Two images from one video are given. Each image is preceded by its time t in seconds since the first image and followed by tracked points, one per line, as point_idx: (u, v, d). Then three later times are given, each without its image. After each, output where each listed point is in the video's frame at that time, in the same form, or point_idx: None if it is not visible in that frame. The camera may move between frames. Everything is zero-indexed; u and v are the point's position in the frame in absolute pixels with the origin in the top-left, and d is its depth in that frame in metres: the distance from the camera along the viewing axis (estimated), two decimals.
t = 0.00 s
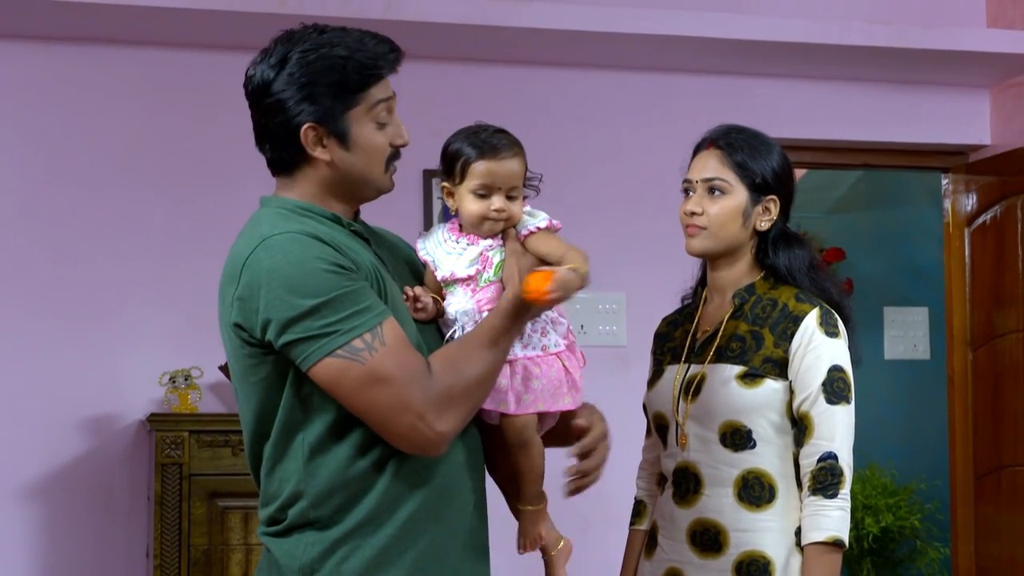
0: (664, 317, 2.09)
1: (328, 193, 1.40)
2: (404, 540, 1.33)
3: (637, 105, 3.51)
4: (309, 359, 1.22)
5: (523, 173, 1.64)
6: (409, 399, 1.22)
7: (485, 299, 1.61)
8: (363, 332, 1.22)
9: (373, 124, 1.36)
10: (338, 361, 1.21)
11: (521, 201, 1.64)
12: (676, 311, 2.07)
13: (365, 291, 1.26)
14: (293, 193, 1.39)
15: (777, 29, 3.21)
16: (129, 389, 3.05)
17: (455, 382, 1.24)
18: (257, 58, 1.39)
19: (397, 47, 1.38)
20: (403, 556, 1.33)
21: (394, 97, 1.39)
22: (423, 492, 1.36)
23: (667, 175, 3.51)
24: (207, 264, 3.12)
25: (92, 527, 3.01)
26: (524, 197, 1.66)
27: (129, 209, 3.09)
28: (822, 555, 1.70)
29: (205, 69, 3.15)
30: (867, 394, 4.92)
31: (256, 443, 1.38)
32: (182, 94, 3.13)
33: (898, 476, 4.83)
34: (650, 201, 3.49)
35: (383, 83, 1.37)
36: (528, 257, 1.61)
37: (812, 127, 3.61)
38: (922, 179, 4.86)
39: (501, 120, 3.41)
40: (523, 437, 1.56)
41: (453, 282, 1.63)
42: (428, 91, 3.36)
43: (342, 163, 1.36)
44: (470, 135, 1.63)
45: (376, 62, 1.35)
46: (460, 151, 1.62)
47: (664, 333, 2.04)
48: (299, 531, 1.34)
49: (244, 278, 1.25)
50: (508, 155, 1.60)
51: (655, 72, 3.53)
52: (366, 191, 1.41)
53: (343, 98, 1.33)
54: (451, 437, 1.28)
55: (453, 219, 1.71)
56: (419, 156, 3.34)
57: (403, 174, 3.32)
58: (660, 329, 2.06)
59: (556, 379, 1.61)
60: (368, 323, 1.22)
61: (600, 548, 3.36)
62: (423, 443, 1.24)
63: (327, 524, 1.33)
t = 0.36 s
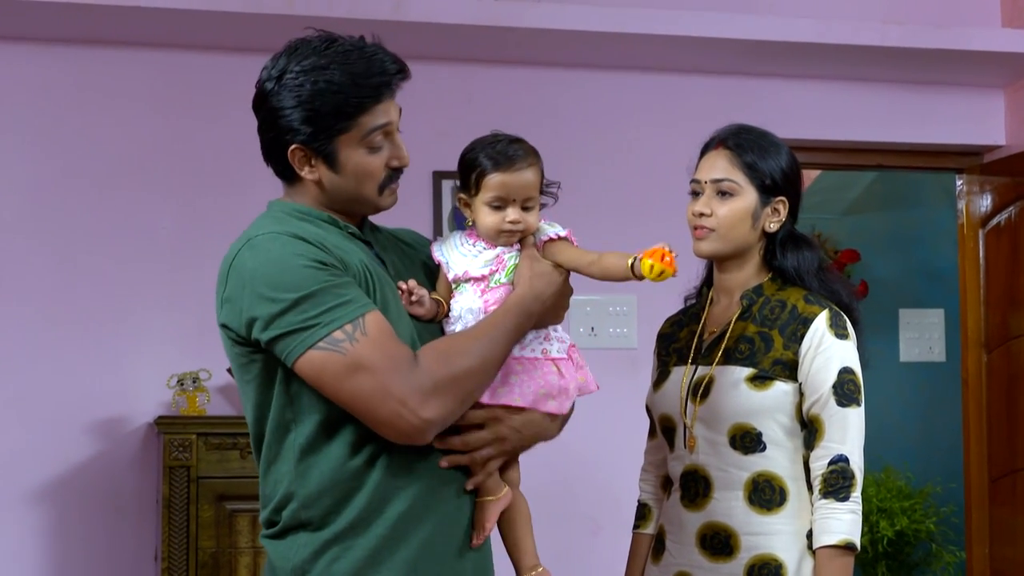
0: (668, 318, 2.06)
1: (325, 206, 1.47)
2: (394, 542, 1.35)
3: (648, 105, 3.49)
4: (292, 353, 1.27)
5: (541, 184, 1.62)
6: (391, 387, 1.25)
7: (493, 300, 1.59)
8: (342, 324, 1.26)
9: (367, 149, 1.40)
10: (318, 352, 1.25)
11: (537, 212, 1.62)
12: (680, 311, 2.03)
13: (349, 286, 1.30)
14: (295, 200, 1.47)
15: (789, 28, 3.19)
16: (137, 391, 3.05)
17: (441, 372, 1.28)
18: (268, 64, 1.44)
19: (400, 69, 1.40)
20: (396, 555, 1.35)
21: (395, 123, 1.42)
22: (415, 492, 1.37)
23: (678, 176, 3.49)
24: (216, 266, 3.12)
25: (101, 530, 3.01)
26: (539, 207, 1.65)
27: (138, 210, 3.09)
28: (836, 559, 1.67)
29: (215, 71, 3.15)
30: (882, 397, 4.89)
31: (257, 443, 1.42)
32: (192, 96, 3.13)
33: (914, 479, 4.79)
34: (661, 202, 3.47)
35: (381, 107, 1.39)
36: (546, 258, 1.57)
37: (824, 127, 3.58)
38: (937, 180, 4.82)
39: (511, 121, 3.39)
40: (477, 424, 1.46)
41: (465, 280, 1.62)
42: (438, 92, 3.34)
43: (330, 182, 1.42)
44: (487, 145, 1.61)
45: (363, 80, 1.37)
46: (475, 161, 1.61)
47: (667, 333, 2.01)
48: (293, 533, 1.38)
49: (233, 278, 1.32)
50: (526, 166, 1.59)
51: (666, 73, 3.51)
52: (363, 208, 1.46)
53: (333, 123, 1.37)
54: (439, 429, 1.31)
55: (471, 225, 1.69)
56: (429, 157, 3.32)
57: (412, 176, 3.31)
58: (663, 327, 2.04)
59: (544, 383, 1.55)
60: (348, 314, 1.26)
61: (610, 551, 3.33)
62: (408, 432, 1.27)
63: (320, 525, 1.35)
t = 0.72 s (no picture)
0: (659, 316, 2.06)
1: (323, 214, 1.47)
2: (382, 538, 1.35)
3: (651, 105, 3.48)
4: (266, 347, 1.28)
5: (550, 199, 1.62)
6: (352, 376, 1.25)
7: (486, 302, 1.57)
8: (310, 316, 1.26)
9: (359, 161, 1.39)
10: (286, 344, 1.26)
11: (542, 226, 1.62)
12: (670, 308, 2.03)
13: (326, 282, 1.31)
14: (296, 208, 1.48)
15: (793, 28, 3.17)
16: (140, 392, 3.05)
17: (410, 364, 1.27)
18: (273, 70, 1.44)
19: (392, 83, 1.40)
20: (384, 552, 1.35)
21: (389, 137, 1.41)
22: (398, 489, 1.36)
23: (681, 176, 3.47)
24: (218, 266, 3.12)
25: (104, 530, 3.01)
26: (546, 219, 1.64)
27: (140, 211, 3.09)
28: (832, 559, 1.67)
29: (217, 71, 3.15)
30: (889, 397, 4.87)
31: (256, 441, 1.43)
32: (194, 97, 3.13)
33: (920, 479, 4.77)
34: (664, 202, 3.46)
35: (373, 120, 1.39)
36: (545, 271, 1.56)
37: (828, 127, 3.57)
38: (943, 180, 4.80)
39: (514, 121, 3.38)
40: (440, 413, 1.41)
41: (463, 282, 1.61)
42: (441, 92, 3.34)
43: (324, 193, 1.42)
44: (498, 155, 1.60)
45: (350, 94, 1.37)
46: (483, 170, 1.60)
47: (658, 331, 2.00)
48: (285, 531, 1.38)
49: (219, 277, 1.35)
50: (535, 180, 1.58)
51: (670, 72, 3.50)
52: (359, 218, 1.46)
53: (322, 138, 1.37)
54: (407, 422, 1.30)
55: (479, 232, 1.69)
56: (431, 157, 3.32)
57: (415, 176, 3.30)
58: (653, 325, 2.03)
59: (514, 384, 1.48)
60: (319, 307, 1.27)
61: (612, 552, 3.32)
62: (370, 423, 1.26)
63: (308, 522, 1.36)
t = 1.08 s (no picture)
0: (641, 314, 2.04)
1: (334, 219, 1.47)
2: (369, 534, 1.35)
3: (652, 104, 3.47)
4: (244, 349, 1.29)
5: (556, 216, 1.58)
6: (305, 376, 1.23)
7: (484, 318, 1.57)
8: (276, 316, 1.26)
9: (358, 162, 1.39)
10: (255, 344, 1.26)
11: (543, 243, 1.58)
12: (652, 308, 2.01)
13: (308, 285, 1.30)
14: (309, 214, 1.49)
15: (795, 27, 3.17)
16: (139, 392, 3.05)
17: (366, 367, 1.25)
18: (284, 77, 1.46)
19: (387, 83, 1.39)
20: (369, 549, 1.34)
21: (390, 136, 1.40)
22: (386, 486, 1.36)
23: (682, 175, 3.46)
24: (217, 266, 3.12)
25: (104, 530, 3.01)
26: (554, 239, 1.61)
27: (140, 211, 3.09)
28: (816, 560, 1.66)
29: (217, 71, 3.14)
30: (890, 397, 4.85)
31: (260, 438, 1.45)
32: (194, 96, 3.13)
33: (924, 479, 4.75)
34: (665, 201, 3.45)
35: (370, 120, 1.38)
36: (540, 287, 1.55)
37: (830, 126, 3.55)
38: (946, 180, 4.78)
39: (515, 120, 3.38)
40: (424, 406, 1.41)
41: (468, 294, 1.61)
42: (441, 91, 3.33)
43: (327, 197, 1.42)
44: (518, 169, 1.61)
45: (344, 99, 1.36)
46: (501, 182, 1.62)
47: (641, 330, 1.98)
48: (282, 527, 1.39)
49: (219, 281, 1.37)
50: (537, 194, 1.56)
51: (671, 71, 3.49)
52: (367, 221, 1.45)
53: (320, 140, 1.37)
54: (364, 427, 1.27)
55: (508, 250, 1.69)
56: (431, 156, 3.31)
57: (414, 175, 3.30)
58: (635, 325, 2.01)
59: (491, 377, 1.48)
60: (288, 308, 1.26)
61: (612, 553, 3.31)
62: (321, 424, 1.24)
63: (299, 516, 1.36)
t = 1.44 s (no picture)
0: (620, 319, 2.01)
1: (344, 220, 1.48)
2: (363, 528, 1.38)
3: (655, 102, 3.45)
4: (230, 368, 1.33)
5: (538, 212, 1.55)
6: (257, 401, 1.27)
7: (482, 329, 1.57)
8: (249, 342, 1.29)
9: (371, 163, 1.40)
10: (232, 366, 1.30)
11: (520, 237, 1.56)
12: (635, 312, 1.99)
13: (287, 309, 1.32)
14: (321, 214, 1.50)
15: (797, 24, 3.15)
16: (140, 391, 3.05)
17: (314, 402, 1.26)
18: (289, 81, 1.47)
19: (398, 83, 1.40)
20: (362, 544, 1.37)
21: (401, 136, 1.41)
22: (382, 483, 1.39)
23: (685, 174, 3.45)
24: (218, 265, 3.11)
25: (104, 528, 3.01)
26: (538, 238, 1.56)
27: (141, 209, 3.08)
28: (807, 565, 1.66)
29: (218, 69, 3.14)
30: (893, 398, 4.83)
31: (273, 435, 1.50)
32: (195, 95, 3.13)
33: (929, 479, 4.74)
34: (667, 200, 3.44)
35: (379, 121, 1.39)
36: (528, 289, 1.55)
37: (833, 124, 3.54)
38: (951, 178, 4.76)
39: (516, 119, 3.37)
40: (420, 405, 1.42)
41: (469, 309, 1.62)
42: (443, 90, 3.33)
43: (341, 200, 1.43)
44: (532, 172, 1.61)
45: (355, 99, 1.37)
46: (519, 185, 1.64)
47: (621, 335, 1.96)
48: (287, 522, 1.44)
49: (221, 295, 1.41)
50: (519, 186, 1.55)
51: (674, 70, 3.48)
52: (380, 221, 1.46)
53: (333, 141, 1.38)
54: (311, 460, 1.28)
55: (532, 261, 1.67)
56: (432, 155, 3.31)
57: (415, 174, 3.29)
58: (614, 330, 1.99)
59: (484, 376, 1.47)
60: (260, 334, 1.29)
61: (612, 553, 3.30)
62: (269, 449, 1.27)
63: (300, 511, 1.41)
